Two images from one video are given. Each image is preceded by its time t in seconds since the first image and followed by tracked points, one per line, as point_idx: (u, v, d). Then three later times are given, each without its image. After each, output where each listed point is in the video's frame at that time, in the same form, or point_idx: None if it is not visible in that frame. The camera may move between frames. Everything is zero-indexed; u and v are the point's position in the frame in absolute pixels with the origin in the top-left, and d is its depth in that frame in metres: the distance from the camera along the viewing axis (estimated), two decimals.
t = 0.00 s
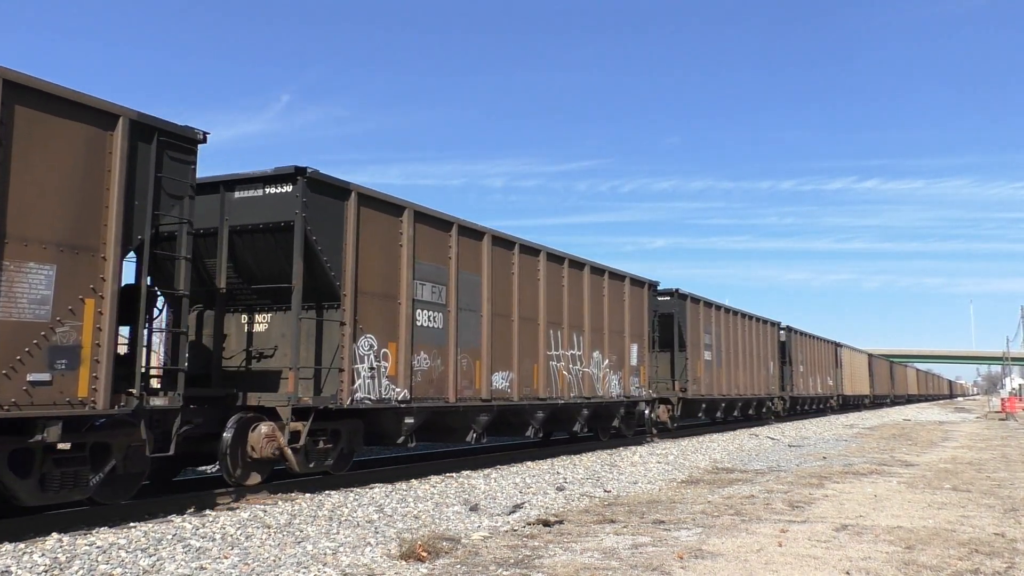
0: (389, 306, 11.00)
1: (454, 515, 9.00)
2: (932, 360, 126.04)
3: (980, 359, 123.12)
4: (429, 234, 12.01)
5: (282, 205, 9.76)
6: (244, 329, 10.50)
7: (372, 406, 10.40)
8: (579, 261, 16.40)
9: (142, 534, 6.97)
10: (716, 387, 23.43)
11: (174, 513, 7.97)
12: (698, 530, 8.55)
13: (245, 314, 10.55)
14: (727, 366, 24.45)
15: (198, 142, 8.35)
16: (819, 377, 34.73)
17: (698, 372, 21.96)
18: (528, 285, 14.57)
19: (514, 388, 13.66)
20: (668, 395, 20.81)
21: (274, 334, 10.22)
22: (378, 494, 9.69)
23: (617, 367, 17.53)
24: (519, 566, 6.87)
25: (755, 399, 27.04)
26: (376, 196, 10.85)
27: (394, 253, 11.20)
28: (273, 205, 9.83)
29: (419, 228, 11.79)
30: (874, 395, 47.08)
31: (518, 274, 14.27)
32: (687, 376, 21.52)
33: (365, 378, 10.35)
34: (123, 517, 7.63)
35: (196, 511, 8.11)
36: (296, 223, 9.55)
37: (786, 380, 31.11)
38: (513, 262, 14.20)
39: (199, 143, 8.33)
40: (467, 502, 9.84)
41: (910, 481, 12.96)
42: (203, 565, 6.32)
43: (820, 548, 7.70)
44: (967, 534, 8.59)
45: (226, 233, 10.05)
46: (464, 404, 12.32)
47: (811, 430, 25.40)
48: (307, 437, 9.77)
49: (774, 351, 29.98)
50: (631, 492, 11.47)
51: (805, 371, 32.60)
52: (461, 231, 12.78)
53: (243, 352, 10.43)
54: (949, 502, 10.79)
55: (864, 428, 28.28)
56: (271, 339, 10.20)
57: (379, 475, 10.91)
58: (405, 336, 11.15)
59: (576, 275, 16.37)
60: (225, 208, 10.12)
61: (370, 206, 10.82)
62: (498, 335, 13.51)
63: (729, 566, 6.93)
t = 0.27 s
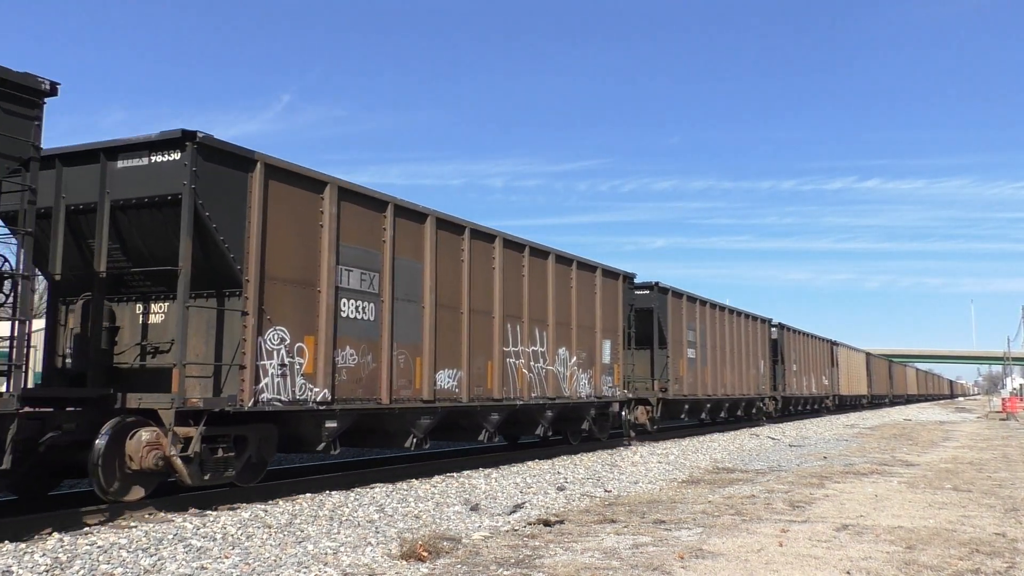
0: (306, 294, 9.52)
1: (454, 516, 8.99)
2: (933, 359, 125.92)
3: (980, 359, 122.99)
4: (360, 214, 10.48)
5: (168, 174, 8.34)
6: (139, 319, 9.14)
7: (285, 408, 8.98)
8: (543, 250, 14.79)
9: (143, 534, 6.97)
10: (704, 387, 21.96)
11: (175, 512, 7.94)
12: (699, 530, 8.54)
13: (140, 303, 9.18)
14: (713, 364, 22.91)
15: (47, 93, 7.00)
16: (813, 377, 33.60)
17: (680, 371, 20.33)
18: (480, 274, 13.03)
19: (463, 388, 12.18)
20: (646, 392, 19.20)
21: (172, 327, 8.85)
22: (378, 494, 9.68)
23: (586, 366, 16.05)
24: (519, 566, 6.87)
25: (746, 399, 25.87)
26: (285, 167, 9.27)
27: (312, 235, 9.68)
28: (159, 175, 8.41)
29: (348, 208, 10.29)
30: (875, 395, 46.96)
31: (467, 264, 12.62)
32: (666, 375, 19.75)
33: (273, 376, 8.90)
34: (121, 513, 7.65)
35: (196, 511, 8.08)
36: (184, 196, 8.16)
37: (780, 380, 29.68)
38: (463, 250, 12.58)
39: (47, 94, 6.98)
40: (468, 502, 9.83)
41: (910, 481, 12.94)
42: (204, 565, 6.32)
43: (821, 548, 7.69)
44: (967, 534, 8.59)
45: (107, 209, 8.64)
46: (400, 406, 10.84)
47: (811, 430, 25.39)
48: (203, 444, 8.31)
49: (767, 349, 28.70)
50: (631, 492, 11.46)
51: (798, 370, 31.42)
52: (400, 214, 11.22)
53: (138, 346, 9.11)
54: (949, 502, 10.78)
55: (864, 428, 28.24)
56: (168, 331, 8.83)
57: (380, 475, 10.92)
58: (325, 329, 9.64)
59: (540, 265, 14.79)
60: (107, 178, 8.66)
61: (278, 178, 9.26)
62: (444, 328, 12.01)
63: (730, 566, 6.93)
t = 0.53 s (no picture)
0: (192, 278, 8.15)
1: (454, 516, 9.00)
2: (933, 360, 125.90)
3: (981, 359, 122.99)
4: (266, 188, 9.10)
5: (9, 134, 6.93)
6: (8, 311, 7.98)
7: (166, 411, 7.71)
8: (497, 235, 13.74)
9: (143, 534, 6.97)
10: (686, 388, 21.01)
11: (176, 513, 7.94)
12: (699, 530, 8.55)
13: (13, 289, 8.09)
14: (694, 362, 21.89)
15: None
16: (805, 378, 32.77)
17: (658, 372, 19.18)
18: (422, 262, 11.77)
19: (400, 387, 10.89)
20: (622, 393, 18.08)
21: (34, 317, 7.61)
22: (378, 494, 9.69)
23: (551, 363, 14.92)
24: (519, 565, 6.87)
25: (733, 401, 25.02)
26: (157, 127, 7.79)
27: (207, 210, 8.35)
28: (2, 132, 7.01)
29: (251, 179, 8.92)
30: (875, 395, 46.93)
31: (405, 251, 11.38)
32: (643, 376, 18.56)
33: (149, 374, 7.59)
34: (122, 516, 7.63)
35: (197, 512, 8.08)
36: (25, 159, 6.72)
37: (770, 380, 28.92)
38: (401, 235, 11.33)
39: None
40: (468, 502, 9.84)
41: (910, 481, 12.96)
42: (204, 565, 6.32)
43: (821, 548, 7.70)
44: (967, 534, 8.59)
45: None
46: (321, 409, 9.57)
47: (811, 430, 25.42)
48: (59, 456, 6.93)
49: (757, 347, 27.85)
50: (631, 492, 11.47)
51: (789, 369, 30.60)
52: (318, 189, 9.91)
53: None
54: (949, 502, 10.80)
55: (864, 428, 28.27)
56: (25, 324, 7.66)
57: (378, 476, 10.96)
58: (219, 319, 8.31)
59: (493, 252, 13.66)
60: None
61: (154, 141, 7.84)
62: (376, 320, 10.71)
63: (730, 566, 6.93)
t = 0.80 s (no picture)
0: (40, 259, 6.61)
1: (454, 516, 9.00)
2: (933, 360, 125.93)
3: (980, 359, 123.03)
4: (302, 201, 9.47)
5: None
6: None
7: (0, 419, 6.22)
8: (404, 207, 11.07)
9: (142, 534, 6.97)
10: (666, 387, 19.73)
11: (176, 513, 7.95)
12: (699, 530, 8.55)
13: None
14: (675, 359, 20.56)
15: None
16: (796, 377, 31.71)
17: (632, 370, 17.74)
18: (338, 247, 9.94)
19: (317, 387, 9.33)
20: (593, 394, 16.51)
21: None
22: (378, 494, 9.69)
23: (507, 360, 13.32)
24: (519, 565, 6.88)
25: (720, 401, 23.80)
26: (66, 98, 6.87)
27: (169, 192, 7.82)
28: None
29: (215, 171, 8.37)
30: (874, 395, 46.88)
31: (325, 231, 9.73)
32: (616, 375, 17.02)
33: None
34: (123, 517, 7.61)
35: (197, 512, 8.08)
36: None
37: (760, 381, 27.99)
38: (321, 213, 9.71)
39: None
40: (467, 502, 9.84)
41: (910, 481, 12.96)
42: (203, 565, 6.32)
43: (820, 548, 7.70)
44: (967, 534, 8.59)
45: None
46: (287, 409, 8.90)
47: (810, 430, 25.42)
48: None
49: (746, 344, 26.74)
50: (631, 492, 11.48)
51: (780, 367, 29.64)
52: (209, 157, 8.31)
53: None
54: (949, 502, 10.80)
55: (864, 428, 28.27)
56: None
57: (381, 473, 10.85)
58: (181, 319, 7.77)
59: (439, 234, 11.96)
60: None
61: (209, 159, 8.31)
62: (283, 311, 9.06)
63: (729, 566, 6.93)
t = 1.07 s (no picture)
0: None
1: (454, 515, 8.99)
2: (933, 359, 125.92)
3: (981, 359, 123.02)
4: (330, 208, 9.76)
5: None
6: None
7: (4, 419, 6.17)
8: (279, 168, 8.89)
9: (143, 534, 6.97)
10: (643, 387, 18.59)
11: (175, 513, 7.94)
12: (699, 530, 8.54)
13: None
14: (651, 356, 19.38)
15: None
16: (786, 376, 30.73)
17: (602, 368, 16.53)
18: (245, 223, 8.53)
19: (208, 387, 7.92)
20: (560, 393, 15.32)
21: None
22: (379, 494, 9.68)
23: (454, 357, 12.00)
24: (519, 565, 6.87)
25: (702, 401, 22.75)
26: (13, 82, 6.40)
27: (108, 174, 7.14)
28: None
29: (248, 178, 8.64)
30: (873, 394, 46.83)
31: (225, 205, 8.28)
32: (586, 372, 15.92)
33: None
34: (123, 517, 7.60)
35: (198, 512, 8.08)
36: None
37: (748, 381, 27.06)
38: (216, 184, 8.21)
39: None
40: (468, 502, 9.83)
41: (910, 481, 12.95)
42: (203, 565, 6.31)
43: (821, 548, 7.69)
44: (967, 534, 8.58)
45: None
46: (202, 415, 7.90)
47: (811, 430, 25.40)
48: None
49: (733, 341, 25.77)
50: (631, 492, 11.46)
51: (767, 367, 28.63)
52: (238, 164, 8.53)
53: None
54: (949, 502, 10.79)
55: (864, 428, 28.25)
56: None
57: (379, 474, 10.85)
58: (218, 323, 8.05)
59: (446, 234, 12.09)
60: None
61: (244, 166, 8.61)
62: (244, 306, 8.47)
63: (730, 566, 6.92)
